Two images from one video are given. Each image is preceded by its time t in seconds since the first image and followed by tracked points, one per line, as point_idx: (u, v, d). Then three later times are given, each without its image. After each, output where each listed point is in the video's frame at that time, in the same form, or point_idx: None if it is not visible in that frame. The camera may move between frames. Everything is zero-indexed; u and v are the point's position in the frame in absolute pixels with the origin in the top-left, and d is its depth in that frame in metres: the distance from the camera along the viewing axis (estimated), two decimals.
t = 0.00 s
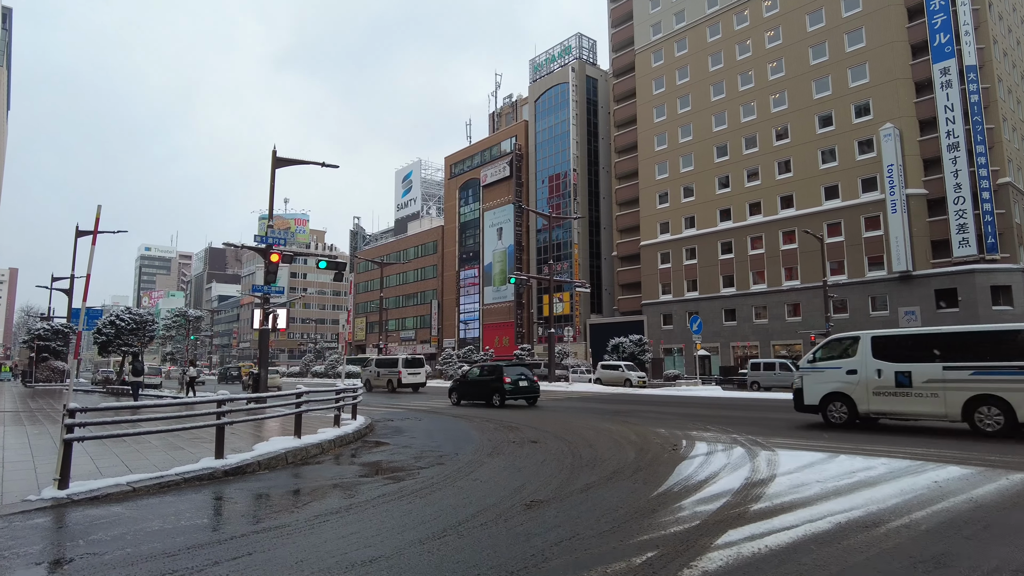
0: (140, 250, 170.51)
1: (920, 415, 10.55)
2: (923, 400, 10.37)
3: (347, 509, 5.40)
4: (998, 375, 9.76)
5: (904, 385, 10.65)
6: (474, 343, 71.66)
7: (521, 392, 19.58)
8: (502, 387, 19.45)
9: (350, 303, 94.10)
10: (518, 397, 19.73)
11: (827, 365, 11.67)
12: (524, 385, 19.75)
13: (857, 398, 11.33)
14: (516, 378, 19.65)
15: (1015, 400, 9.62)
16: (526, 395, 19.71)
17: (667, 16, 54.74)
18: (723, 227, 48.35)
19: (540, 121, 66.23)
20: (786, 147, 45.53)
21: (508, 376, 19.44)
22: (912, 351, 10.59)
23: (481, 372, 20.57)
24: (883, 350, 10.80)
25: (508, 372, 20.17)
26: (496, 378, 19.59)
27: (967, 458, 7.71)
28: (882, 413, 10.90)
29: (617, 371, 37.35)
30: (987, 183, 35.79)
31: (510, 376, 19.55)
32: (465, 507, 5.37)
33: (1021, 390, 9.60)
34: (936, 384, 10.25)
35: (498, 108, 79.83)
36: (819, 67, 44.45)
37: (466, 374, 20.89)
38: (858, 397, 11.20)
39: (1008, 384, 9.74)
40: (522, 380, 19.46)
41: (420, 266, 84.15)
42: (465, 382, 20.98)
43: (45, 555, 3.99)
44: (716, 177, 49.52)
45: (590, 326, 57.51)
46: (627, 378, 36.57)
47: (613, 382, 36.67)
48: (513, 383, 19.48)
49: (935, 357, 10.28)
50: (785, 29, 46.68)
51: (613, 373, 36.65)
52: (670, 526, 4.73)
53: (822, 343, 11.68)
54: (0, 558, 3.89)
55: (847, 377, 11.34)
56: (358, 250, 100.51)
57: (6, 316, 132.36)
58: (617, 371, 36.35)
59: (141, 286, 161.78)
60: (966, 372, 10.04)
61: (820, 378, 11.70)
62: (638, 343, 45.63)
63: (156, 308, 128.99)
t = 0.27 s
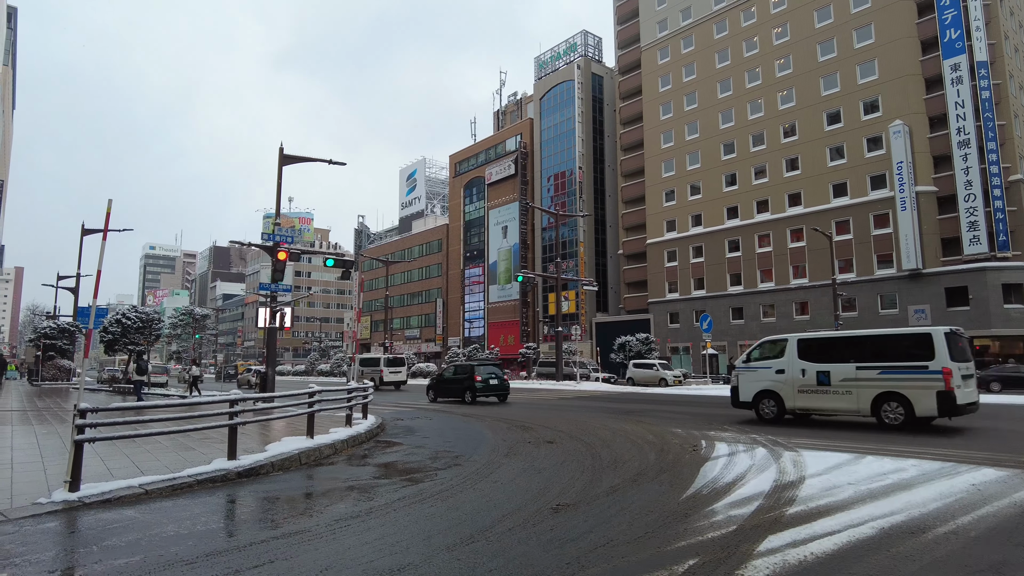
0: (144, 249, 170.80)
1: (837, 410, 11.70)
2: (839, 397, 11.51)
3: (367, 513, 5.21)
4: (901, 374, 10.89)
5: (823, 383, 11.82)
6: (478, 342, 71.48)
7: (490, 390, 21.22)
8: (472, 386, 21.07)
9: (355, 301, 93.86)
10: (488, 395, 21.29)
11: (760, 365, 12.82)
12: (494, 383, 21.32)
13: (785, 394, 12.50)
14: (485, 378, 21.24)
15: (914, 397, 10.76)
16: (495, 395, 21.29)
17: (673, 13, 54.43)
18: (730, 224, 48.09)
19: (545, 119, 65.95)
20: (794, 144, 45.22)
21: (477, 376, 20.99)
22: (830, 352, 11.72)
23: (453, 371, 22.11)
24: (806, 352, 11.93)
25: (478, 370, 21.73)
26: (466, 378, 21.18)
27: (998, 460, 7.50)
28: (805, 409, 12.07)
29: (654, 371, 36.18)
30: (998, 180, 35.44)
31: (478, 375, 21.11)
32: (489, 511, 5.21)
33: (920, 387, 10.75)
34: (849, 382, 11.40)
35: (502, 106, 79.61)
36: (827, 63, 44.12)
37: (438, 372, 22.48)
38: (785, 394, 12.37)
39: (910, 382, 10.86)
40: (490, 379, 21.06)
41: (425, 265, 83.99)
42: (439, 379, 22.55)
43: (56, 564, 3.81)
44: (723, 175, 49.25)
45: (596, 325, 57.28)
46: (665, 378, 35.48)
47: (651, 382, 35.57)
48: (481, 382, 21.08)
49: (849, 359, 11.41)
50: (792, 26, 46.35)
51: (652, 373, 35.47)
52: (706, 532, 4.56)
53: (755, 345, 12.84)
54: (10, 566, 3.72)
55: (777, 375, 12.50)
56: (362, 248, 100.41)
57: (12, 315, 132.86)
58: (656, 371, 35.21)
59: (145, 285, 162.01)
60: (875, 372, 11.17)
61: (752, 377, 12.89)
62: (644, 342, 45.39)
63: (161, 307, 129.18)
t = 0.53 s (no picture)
0: (151, 249, 171.26)
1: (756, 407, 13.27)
2: (756, 396, 13.05)
3: (392, 521, 5.00)
4: (809, 376, 12.38)
5: (745, 384, 13.37)
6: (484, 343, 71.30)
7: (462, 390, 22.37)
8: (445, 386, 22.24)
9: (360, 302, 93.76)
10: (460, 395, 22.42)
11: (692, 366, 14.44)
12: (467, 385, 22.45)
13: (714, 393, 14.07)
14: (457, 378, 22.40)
15: (818, 396, 12.26)
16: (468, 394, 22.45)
17: (681, 12, 54.12)
18: (738, 225, 47.77)
19: (552, 119, 65.73)
20: (803, 144, 44.88)
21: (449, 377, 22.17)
22: (749, 357, 13.24)
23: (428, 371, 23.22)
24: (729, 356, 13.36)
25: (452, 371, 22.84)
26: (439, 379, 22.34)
27: None
28: (730, 406, 13.63)
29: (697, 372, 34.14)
30: (1012, 179, 35.03)
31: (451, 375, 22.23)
32: (520, 519, 4.98)
33: (825, 389, 12.20)
34: (765, 383, 12.93)
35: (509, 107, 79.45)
36: (837, 62, 43.76)
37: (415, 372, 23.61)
38: (713, 393, 13.94)
39: (813, 384, 12.37)
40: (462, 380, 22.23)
41: (431, 265, 83.84)
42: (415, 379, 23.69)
43: None
44: (731, 175, 48.94)
45: (603, 325, 57.01)
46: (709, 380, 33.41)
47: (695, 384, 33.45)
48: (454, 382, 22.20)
49: (763, 363, 12.92)
50: (802, 25, 46.01)
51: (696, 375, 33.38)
52: (753, 543, 4.32)
53: (688, 349, 14.39)
54: None
55: (706, 376, 14.09)
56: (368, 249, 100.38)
57: (19, 315, 133.44)
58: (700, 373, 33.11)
59: (151, 286, 162.40)
60: (786, 374, 12.67)
61: (687, 378, 14.46)
62: (653, 343, 45.00)
63: (167, 307, 129.52)
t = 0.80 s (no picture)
0: (152, 249, 171.05)
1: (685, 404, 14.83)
2: (684, 395, 14.62)
3: (413, 529, 4.77)
4: (728, 377, 13.94)
5: (675, 383, 14.91)
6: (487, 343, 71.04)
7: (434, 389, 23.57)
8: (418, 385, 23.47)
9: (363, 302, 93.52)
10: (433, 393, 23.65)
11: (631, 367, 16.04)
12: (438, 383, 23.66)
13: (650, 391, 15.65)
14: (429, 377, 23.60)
15: (735, 395, 13.81)
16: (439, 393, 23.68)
17: (685, 12, 53.90)
18: (743, 225, 47.52)
19: (555, 118, 65.51)
20: (809, 143, 44.64)
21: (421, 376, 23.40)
22: (680, 359, 14.81)
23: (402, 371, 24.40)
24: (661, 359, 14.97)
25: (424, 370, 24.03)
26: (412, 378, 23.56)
27: None
28: (664, 404, 15.16)
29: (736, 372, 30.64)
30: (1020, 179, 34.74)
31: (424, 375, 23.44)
32: (547, 527, 4.77)
33: (742, 388, 13.73)
34: (692, 382, 14.51)
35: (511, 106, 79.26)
36: (843, 61, 43.51)
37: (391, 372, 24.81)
38: (649, 391, 15.48)
39: (734, 384, 13.92)
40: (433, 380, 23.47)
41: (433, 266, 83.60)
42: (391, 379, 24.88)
43: None
44: (736, 174, 48.70)
45: (607, 326, 56.74)
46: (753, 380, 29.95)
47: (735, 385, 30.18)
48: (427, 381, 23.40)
49: (690, 365, 14.50)
50: (807, 23, 45.77)
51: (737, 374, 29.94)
52: (799, 553, 4.09)
53: (631, 351, 15.95)
54: None
55: (642, 376, 15.67)
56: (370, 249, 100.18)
57: (20, 315, 133.25)
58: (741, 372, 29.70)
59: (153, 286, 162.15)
60: (709, 375, 14.25)
61: (628, 377, 16.02)
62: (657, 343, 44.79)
63: (169, 307, 129.23)
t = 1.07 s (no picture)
0: (155, 249, 171.19)
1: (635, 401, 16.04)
2: (632, 392, 15.84)
3: (434, 537, 4.57)
4: (670, 376, 15.09)
5: (625, 382, 16.12)
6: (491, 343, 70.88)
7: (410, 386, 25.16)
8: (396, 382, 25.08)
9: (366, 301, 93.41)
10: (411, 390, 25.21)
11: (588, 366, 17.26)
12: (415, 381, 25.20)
13: (604, 389, 16.86)
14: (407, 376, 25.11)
15: (676, 392, 14.94)
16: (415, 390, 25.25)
17: (689, 9, 53.60)
18: (749, 223, 47.27)
19: (559, 117, 65.28)
20: (815, 142, 44.35)
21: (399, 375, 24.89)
22: (628, 360, 16.03)
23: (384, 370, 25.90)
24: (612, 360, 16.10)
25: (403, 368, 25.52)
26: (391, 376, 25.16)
27: None
28: (615, 401, 16.37)
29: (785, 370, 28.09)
30: None
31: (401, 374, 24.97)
32: (576, 534, 4.59)
33: (682, 386, 14.86)
34: (639, 381, 15.70)
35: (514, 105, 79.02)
36: (849, 59, 43.19)
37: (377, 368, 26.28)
38: (602, 390, 16.70)
39: (675, 382, 15.06)
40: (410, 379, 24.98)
41: (436, 265, 83.44)
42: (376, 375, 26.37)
43: None
44: (741, 173, 48.45)
45: (611, 325, 56.52)
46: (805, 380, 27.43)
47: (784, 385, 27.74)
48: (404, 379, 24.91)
49: (638, 365, 15.68)
50: (813, 20, 45.46)
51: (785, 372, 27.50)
52: (845, 563, 3.89)
53: (587, 352, 17.20)
54: None
55: (598, 376, 16.88)
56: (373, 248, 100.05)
57: (24, 315, 133.45)
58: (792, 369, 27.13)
59: (155, 286, 162.21)
60: (654, 374, 15.42)
61: (584, 376, 17.30)
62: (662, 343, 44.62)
63: (172, 307, 129.25)
